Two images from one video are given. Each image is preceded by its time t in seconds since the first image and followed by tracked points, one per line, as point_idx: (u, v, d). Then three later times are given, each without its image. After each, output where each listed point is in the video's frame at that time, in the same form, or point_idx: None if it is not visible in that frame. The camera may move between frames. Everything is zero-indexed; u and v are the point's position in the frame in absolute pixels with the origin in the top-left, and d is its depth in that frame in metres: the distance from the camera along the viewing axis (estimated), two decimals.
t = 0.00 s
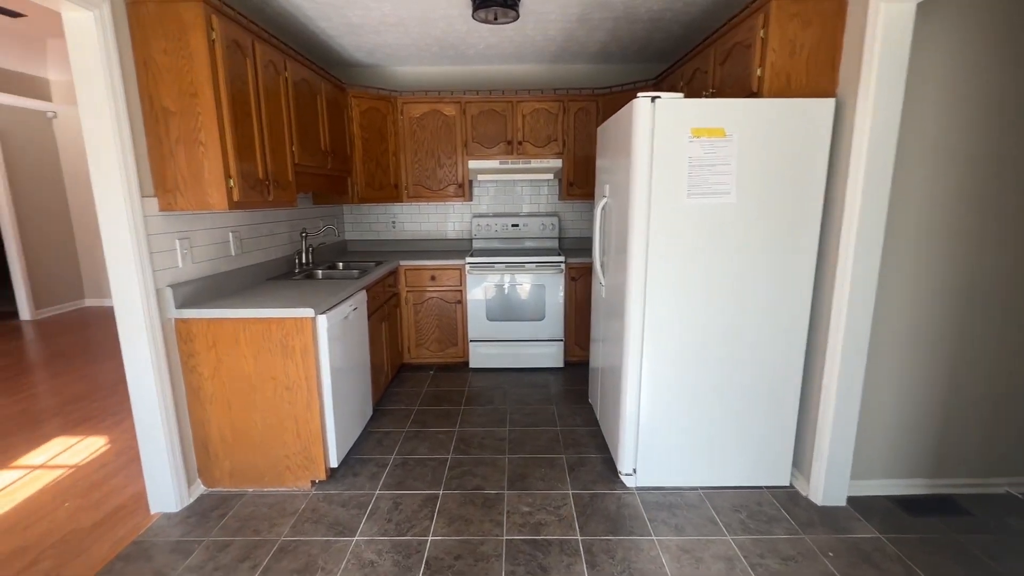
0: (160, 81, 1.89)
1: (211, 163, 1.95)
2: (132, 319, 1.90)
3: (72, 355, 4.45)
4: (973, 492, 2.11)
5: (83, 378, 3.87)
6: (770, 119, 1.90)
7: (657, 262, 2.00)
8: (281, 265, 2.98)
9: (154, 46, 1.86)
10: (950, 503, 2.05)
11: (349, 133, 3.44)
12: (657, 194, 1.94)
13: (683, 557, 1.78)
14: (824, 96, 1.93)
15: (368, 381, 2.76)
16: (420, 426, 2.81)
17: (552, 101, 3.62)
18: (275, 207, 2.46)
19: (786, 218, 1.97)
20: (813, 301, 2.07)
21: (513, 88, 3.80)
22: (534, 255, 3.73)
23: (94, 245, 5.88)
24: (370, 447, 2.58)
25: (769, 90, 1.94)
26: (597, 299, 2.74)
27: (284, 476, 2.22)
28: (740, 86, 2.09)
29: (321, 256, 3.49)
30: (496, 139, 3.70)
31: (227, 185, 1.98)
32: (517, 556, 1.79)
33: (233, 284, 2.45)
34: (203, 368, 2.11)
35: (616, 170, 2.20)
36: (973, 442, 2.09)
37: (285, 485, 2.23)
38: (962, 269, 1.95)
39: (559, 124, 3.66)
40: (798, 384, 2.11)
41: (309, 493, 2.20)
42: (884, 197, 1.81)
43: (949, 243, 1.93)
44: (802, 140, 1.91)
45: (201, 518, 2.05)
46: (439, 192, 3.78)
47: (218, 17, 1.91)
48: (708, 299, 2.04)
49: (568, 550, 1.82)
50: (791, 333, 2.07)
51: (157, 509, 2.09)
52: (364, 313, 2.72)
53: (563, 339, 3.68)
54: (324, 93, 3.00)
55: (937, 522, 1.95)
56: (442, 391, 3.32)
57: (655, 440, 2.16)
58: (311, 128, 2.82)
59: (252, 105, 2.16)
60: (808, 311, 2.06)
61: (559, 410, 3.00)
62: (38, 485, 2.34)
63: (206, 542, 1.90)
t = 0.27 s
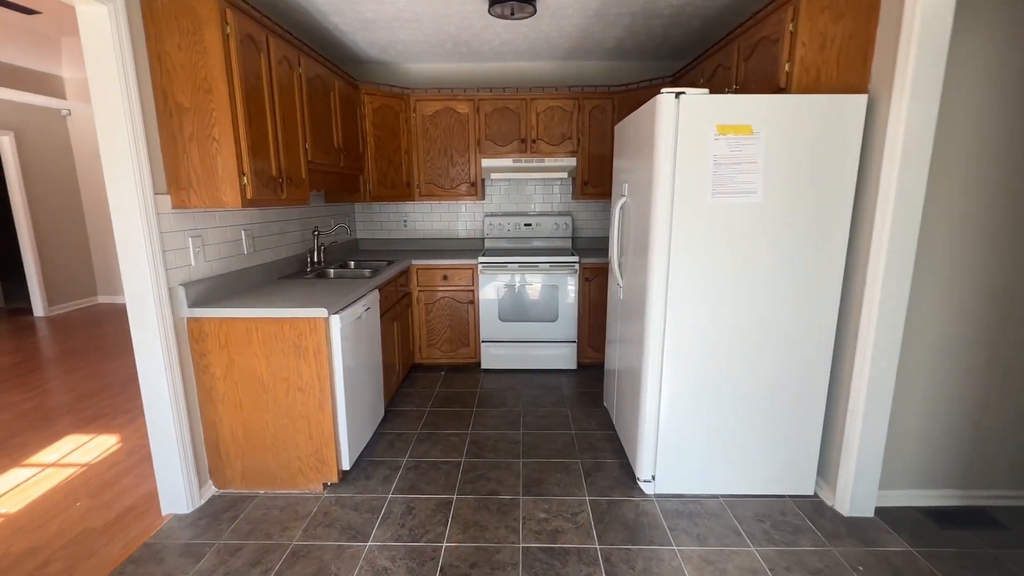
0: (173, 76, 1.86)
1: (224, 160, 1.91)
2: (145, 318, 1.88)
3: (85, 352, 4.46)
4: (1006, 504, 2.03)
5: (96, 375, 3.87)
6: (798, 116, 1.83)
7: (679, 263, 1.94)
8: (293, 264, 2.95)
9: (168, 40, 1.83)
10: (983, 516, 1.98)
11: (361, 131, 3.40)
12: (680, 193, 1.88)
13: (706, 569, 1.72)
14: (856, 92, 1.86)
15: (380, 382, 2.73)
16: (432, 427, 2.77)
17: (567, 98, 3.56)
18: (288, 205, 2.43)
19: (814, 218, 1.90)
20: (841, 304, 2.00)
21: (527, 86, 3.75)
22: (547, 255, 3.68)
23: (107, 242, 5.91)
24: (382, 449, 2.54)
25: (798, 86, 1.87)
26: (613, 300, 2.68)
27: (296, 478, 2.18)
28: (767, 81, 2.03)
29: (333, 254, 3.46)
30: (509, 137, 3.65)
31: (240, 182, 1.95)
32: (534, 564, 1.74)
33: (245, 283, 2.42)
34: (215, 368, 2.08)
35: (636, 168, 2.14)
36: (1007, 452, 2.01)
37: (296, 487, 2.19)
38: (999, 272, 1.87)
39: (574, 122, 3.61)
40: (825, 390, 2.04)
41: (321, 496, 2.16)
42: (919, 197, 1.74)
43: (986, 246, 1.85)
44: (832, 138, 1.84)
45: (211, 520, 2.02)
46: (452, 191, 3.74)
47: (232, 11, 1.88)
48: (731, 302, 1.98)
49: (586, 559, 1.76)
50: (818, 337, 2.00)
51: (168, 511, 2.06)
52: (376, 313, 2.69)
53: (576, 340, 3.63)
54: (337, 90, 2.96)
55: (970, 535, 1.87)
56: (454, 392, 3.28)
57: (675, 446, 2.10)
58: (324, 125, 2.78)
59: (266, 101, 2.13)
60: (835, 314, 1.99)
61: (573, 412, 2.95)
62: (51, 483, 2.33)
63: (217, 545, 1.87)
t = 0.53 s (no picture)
0: (182, 70, 1.81)
1: (233, 156, 1.86)
2: (151, 318, 1.83)
3: (92, 349, 4.44)
4: None
5: (102, 373, 3.84)
6: (830, 113, 1.75)
7: (703, 266, 1.87)
8: (301, 263, 2.90)
9: (177, 33, 1.78)
10: (1019, 532, 1.89)
11: (371, 128, 3.35)
12: (705, 193, 1.81)
13: None
14: (890, 88, 1.78)
15: (389, 384, 2.67)
16: (442, 431, 2.71)
17: (580, 95, 3.49)
18: (297, 203, 2.37)
19: (844, 220, 1.82)
20: (871, 310, 1.92)
21: (539, 82, 3.68)
22: (558, 255, 3.61)
23: (114, 239, 5.89)
24: (391, 454, 2.48)
25: (830, 82, 1.79)
26: (629, 303, 2.61)
27: (304, 483, 2.13)
28: (795, 77, 1.95)
29: (341, 253, 3.41)
30: (521, 135, 3.58)
31: (249, 179, 1.89)
32: None
33: (253, 282, 2.37)
34: (222, 369, 2.03)
35: (657, 168, 2.07)
36: None
37: (304, 492, 2.14)
38: None
39: (587, 120, 3.53)
40: (852, 399, 1.96)
41: (329, 502, 2.11)
42: (959, 199, 1.66)
43: None
44: (864, 136, 1.76)
45: (218, 526, 1.97)
46: (462, 190, 3.67)
47: (243, 3, 1.82)
48: (755, 307, 1.90)
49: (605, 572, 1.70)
50: (846, 344, 1.92)
51: (174, 516, 2.02)
52: (386, 314, 2.63)
53: (588, 342, 3.56)
54: (347, 86, 2.91)
55: (1007, 553, 1.79)
56: (463, 395, 3.22)
57: (695, 455, 2.03)
58: (334, 121, 2.73)
59: (276, 97, 2.07)
60: (865, 321, 1.91)
61: (585, 417, 2.88)
62: (57, 484, 2.29)
63: (223, 552, 1.82)
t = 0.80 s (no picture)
0: (193, 69, 1.76)
1: (244, 158, 1.81)
2: (159, 323, 1.78)
3: (101, 351, 4.42)
4: None
5: (111, 375, 3.82)
6: (864, 116, 1.68)
7: (728, 274, 1.80)
8: (311, 266, 2.85)
9: (188, 31, 1.73)
10: None
11: (383, 129, 3.30)
12: (732, 198, 1.74)
13: None
14: (927, 90, 1.70)
15: (400, 391, 2.61)
16: (453, 439, 2.65)
17: (594, 97, 3.43)
18: (308, 206, 2.32)
19: (877, 228, 1.74)
20: (904, 320, 1.84)
21: (553, 84, 3.62)
22: (571, 259, 3.54)
23: (124, 239, 5.89)
24: (402, 463, 2.42)
25: (863, 83, 1.72)
26: (646, 310, 2.54)
27: (313, 494, 2.08)
28: (825, 78, 1.87)
29: (351, 256, 3.36)
30: (534, 137, 3.52)
31: (260, 182, 1.84)
32: None
33: (263, 286, 2.32)
34: (231, 376, 1.98)
35: (679, 172, 2.00)
36: None
37: (314, 503, 2.09)
38: None
39: (602, 122, 3.47)
40: (883, 413, 1.88)
41: (339, 513, 2.05)
42: (1002, 206, 1.58)
43: None
44: (900, 140, 1.68)
45: (225, 537, 1.92)
46: (473, 193, 3.62)
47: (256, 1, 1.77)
48: (782, 316, 1.83)
49: None
50: (877, 356, 1.84)
51: (180, 526, 1.97)
52: (397, 319, 2.57)
53: (601, 349, 3.48)
54: (360, 87, 2.86)
55: None
56: (474, 401, 3.16)
57: (717, 470, 1.96)
58: (346, 122, 2.68)
59: (288, 97, 2.03)
60: (898, 332, 1.83)
61: (600, 426, 2.81)
62: (63, 490, 2.26)
63: (231, 565, 1.77)
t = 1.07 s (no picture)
0: (201, 67, 1.71)
1: (253, 159, 1.76)
2: (165, 329, 1.73)
3: (107, 352, 4.39)
4: None
5: (118, 377, 3.80)
6: (899, 118, 1.60)
7: (754, 282, 1.72)
8: (319, 270, 2.80)
9: (196, 28, 1.68)
10: None
11: (393, 130, 3.25)
12: (758, 203, 1.66)
13: None
14: (966, 90, 1.62)
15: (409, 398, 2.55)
16: (463, 448, 2.58)
17: (608, 98, 3.36)
18: (317, 208, 2.27)
19: (912, 234, 1.66)
20: (939, 332, 1.76)
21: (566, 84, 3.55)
22: (583, 264, 3.47)
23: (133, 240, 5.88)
24: (410, 472, 2.36)
25: (898, 83, 1.64)
26: (663, 317, 2.46)
27: (320, 505, 2.01)
28: (856, 78, 1.80)
29: (359, 259, 3.31)
30: (546, 139, 3.46)
31: (269, 184, 1.79)
32: None
33: (270, 290, 2.27)
34: (237, 383, 1.93)
35: (701, 175, 1.93)
36: None
37: (320, 514, 2.03)
38: None
39: (616, 124, 3.40)
40: (916, 428, 1.80)
41: (346, 525, 1.99)
42: None
43: None
44: (937, 143, 1.60)
45: (229, 549, 1.86)
46: (484, 196, 3.56)
47: None
48: (810, 326, 1.75)
49: None
50: (910, 369, 1.76)
51: (183, 537, 1.91)
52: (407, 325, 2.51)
53: (613, 355, 3.41)
54: (370, 87, 2.81)
55: None
56: (484, 409, 3.09)
57: (740, 485, 1.88)
58: (356, 123, 2.63)
59: (298, 97, 1.97)
60: (932, 344, 1.74)
61: (613, 436, 2.73)
62: (64, 498, 2.20)
63: None
